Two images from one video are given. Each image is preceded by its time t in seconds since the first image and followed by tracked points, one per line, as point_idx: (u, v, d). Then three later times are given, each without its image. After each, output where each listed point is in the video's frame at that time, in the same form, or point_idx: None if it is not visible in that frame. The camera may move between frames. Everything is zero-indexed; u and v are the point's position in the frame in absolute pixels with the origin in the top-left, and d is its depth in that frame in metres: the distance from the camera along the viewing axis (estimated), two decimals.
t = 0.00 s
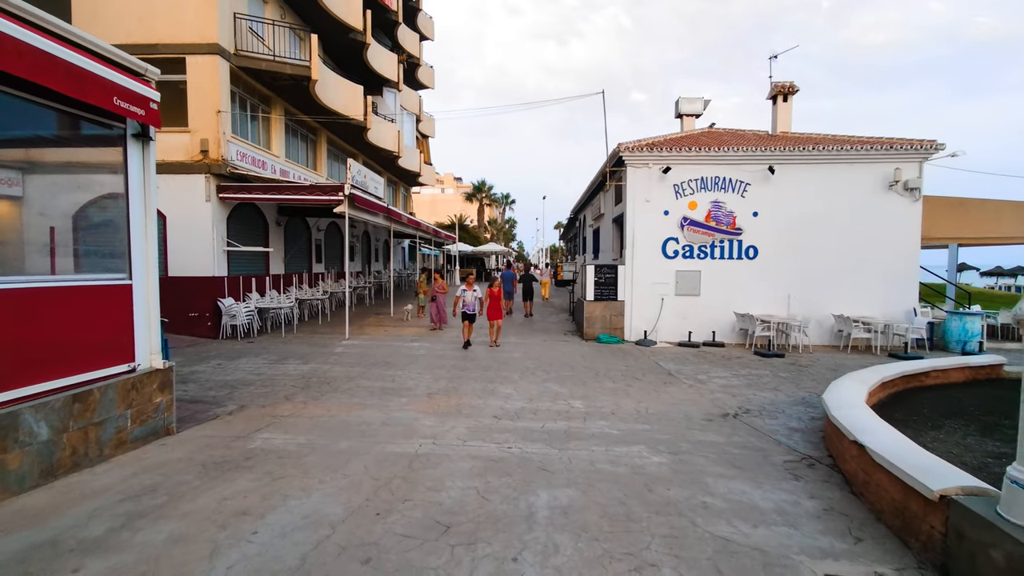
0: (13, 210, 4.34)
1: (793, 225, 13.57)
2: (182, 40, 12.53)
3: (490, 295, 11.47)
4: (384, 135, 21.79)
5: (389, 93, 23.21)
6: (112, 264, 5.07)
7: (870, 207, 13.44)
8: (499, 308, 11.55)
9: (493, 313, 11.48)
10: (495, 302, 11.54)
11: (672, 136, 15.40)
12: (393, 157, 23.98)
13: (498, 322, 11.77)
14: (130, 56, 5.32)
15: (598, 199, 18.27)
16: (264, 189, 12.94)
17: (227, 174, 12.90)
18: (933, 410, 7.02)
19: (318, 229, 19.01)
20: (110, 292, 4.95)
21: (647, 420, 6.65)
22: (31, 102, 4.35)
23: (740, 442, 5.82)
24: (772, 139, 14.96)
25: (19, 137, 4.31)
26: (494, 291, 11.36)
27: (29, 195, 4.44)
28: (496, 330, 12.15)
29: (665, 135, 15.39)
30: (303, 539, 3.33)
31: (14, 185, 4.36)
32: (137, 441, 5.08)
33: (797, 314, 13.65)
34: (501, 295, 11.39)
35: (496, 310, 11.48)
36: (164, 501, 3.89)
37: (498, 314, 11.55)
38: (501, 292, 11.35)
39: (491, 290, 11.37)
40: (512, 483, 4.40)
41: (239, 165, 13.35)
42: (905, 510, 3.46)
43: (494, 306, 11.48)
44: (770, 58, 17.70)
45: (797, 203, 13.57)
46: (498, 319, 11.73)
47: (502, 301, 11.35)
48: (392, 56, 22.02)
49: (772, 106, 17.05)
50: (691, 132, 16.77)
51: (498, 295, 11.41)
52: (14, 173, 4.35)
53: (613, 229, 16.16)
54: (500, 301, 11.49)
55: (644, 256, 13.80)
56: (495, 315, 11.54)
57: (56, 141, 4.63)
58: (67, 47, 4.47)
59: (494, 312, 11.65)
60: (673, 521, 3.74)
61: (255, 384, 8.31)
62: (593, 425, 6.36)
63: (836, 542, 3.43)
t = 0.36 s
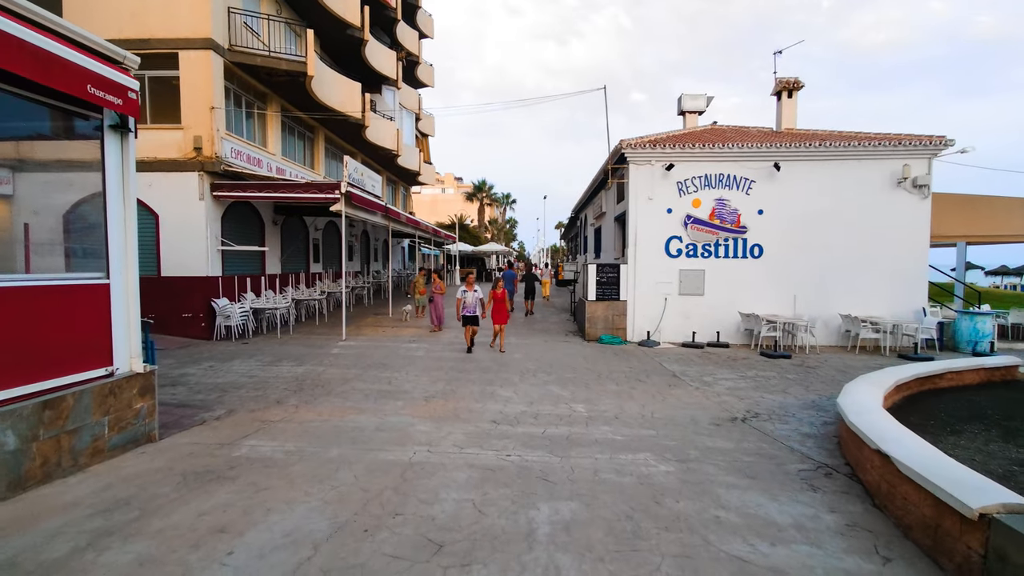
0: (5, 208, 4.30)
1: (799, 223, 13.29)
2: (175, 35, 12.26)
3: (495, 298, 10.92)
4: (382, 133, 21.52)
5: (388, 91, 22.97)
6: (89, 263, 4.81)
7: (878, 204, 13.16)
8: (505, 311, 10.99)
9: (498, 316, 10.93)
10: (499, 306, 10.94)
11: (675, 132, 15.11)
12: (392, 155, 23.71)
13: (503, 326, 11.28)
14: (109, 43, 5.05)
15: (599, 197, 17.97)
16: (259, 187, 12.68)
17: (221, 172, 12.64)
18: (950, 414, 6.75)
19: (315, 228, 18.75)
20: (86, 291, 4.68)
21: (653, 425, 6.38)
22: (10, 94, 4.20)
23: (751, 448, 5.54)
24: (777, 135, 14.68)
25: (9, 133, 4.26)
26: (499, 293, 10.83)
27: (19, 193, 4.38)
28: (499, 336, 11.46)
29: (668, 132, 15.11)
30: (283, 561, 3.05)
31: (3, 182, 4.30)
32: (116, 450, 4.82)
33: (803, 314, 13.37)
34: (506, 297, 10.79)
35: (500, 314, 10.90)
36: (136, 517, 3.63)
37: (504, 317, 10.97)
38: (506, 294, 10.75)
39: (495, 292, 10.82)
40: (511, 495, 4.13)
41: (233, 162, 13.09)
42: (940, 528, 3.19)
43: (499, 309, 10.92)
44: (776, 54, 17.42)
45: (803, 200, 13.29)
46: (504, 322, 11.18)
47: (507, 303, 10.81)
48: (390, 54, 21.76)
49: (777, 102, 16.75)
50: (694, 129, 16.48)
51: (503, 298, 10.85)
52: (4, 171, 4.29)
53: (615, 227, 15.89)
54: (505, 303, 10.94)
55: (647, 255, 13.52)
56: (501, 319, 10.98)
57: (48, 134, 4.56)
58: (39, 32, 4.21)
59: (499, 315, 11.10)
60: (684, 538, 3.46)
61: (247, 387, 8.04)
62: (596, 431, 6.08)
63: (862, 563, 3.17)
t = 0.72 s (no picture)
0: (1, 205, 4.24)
1: (805, 221, 13.04)
2: (168, 29, 12.04)
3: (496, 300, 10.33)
4: (382, 131, 21.29)
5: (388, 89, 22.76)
6: (68, 261, 4.58)
7: (885, 202, 12.92)
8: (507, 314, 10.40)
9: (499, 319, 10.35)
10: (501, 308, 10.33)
11: (679, 129, 14.87)
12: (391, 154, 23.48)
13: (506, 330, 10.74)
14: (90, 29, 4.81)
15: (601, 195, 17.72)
16: (255, 185, 12.46)
17: (216, 170, 12.41)
18: (968, 418, 6.50)
19: (313, 227, 18.52)
20: (63, 290, 4.45)
21: (659, 429, 6.14)
22: None
23: (763, 453, 5.30)
24: (782, 132, 14.44)
25: None
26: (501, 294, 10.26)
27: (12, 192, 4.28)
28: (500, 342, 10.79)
29: (671, 129, 14.86)
30: None
31: None
32: (96, 457, 4.60)
33: (809, 314, 13.12)
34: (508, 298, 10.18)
35: (501, 317, 10.31)
36: (111, 531, 3.40)
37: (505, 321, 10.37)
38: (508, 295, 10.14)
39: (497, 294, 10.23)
40: (511, 505, 3.89)
41: (229, 160, 12.88)
42: (977, 545, 2.97)
43: (500, 312, 10.34)
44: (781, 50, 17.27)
45: (809, 198, 13.04)
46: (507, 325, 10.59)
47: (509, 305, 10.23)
48: (390, 51, 21.53)
49: (782, 99, 16.49)
50: (697, 126, 16.23)
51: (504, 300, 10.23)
52: None
53: (618, 226, 15.65)
54: (507, 306, 10.38)
55: (650, 254, 13.27)
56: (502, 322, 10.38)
57: (42, 125, 4.45)
58: (16, 17, 4.00)
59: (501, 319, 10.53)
60: (697, 554, 3.23)
61: (239, 390, 7.80)
62: (600, 436, 5.83)
63: None
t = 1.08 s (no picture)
0: None
1: (807, 220, 12.86)
2: (158, 23, 11.79)
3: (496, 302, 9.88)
4: (377, 129, 21.05)
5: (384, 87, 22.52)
6: (40, 259, 4.31)
7: (888, 201, 12.75)
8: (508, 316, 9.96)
9: (500, 321, 9.92)
10: (502, 309, 9.87)
11: (679, 127, 14.66)
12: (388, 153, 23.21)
13: (508, 331, 10.36)
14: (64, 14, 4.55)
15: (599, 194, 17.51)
16: (247, 182, 12.19)
17: (207, 167, 12.13)
18: (981, 422, 6.29)
19: (307, 227, 18.25)
20: (35, 290, 4.20)
21: (662, 434, 5.92)
22: None
23: (772, 460, 5.08)
24: (783, 130, 14.25)
25: None
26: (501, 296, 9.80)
27: None
28: (501, 346, 10.35)
29: (671, 127, 14.65)
30: None
31: None
32: (70, 467, 4.35)
33: (811, 314, 12.94)
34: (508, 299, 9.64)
35: (501, 320, 9.88)
36: (80, 551, 3.16)
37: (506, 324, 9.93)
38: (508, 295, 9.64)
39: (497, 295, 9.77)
40: (510, 519, 3.66)
41: (221, 157, 12.61)
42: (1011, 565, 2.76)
43: (500, 315, 9.89)
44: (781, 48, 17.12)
45: (812, 196, 12.85)
46: (507, 327, 10.19)
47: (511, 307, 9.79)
48: (386, 48, 21.28)
49: (782, 96, 16.30)
50: (697, 124, 16.03)
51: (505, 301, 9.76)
52: None
53: (617, 225, 15.43)
54: (508, 308, 9.94)
55: (650, 253, 13.05)
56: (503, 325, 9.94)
57: (16, 118, 4.20)
58: None
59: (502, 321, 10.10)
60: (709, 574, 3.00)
61: (228, 393, 7.55)
62: (601, 442, 5.60)
63: None
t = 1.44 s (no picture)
0: None
1: (800, 219, 12.75)
2: (135, 14, 11.42)
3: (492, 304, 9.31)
4: (365, 127, 20.71)
5: (371, 83, 22.19)
6: None
7: (880, 200, 12.68)
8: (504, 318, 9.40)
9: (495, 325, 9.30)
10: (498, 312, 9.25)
11: (670, 125, 14.50)
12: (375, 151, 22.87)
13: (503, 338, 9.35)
14: None
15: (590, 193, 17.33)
16: (229, 179, 11.84)
17: (187, 163, 11.77)
18: (981, 425, 6.16)
19: (292, 225, 17.88)
20: None
21: (658, 439, 5.72)
22: None
23: (772, 466, 4.89)
24: (775, 128, 14.15)
25: None
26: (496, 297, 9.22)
27: None
28: (497, 352, 9.73)
29: (663, 125, 14.48)
30: None
31: None
32: (27, 481, 4.05)
33: (804, 314, 12.84)
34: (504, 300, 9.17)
35: (497, 322, 9.27)
36: None
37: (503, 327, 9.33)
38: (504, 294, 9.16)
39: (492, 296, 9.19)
40: (501, 535, 3.42)
41: (202, 154, 12.23)
42: None
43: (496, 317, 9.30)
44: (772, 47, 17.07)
45: (804, 195, 12.75)
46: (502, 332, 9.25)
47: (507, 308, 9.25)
48: (374, 44, 20.96)
49: (773, 95, 16.22)
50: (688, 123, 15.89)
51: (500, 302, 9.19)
52: None
53: (608, 224, 15.26)
54: (504, 309, 9.40)
55: (642, 252, 12.87)
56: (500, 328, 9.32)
57: None
58: None
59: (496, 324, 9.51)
60: None
61: (205, 398, 7.23)
62: (595, 448, 5.38)
63: None
